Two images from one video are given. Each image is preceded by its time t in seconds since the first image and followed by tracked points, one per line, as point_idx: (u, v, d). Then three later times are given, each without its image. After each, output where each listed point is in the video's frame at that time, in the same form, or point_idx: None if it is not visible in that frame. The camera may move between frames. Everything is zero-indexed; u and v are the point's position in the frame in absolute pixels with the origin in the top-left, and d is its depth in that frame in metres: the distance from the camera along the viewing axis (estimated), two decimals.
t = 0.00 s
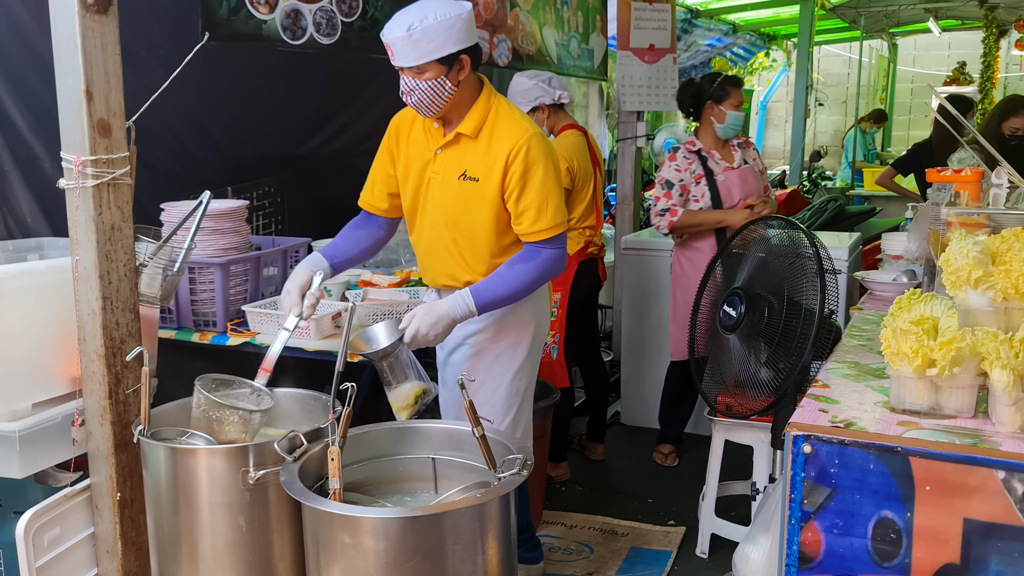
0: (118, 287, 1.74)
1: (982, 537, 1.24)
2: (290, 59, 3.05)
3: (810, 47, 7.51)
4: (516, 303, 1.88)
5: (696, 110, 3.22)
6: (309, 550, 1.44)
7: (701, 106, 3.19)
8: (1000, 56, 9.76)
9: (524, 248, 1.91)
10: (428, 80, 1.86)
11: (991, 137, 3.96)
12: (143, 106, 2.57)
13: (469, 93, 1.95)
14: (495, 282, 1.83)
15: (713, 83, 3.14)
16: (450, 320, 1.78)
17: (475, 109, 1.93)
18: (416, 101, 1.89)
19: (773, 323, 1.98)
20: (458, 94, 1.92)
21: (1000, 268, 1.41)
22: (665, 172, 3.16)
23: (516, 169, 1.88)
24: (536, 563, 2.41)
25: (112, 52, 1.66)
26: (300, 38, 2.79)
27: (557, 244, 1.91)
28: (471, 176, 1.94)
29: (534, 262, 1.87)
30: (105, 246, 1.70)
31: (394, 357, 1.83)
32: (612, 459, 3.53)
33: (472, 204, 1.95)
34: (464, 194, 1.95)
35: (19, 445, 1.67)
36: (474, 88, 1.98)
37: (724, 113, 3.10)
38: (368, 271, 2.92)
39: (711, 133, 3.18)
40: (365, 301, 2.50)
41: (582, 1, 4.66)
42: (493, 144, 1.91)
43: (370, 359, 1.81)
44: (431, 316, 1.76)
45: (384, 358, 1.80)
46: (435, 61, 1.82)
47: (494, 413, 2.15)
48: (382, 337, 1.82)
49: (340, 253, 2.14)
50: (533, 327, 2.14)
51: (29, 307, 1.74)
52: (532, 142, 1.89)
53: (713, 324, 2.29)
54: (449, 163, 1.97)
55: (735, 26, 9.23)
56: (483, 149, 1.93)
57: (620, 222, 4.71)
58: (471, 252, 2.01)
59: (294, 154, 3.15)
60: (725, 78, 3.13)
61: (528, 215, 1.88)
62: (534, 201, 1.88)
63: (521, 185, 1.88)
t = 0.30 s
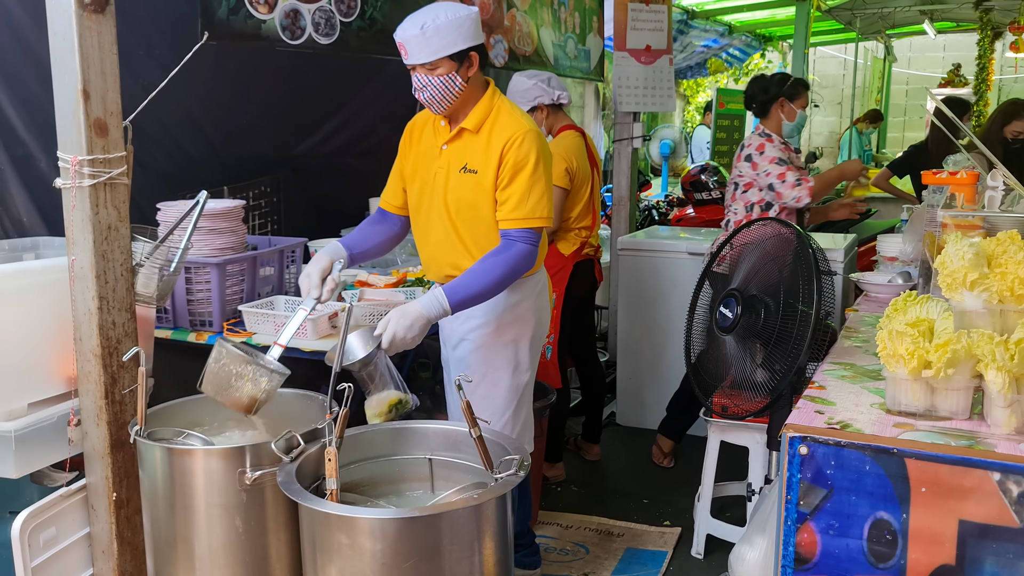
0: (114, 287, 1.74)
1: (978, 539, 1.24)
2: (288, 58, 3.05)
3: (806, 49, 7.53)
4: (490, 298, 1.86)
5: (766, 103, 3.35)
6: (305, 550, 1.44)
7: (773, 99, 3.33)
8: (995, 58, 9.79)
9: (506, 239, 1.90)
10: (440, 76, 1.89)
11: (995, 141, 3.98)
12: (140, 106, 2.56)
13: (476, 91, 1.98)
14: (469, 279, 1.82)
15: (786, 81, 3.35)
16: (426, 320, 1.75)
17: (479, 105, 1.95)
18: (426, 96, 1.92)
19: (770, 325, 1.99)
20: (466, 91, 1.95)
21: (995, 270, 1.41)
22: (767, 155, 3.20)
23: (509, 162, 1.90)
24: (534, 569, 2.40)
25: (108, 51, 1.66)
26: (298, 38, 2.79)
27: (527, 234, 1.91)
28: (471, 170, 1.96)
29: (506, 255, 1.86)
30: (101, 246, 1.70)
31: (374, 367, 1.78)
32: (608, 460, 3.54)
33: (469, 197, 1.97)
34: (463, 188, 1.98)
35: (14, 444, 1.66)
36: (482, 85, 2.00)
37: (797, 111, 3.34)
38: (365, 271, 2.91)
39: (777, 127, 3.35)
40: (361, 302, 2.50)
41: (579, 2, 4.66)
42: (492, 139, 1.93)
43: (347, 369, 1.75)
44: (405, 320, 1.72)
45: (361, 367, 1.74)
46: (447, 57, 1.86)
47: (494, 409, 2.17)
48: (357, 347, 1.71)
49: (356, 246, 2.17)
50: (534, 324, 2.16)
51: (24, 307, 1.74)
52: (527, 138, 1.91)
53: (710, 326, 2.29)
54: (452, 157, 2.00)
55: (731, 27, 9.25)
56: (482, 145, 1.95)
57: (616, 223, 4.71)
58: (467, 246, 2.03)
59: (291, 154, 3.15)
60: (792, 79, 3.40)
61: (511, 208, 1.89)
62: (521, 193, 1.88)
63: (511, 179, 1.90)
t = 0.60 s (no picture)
0: (110, 287, 1.74)
1: (972, 539, 1.25)
2: (285, 58, 3.05)
3: (801, 50, 7.55)
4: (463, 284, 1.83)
5: (798, 105, 3.62)
6: (302, 551, 1.44)
7: (808, 103, 3.59)
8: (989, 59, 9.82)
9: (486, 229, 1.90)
10: (448, 71, 1.94)
11: (991, 142, 3.99)
12: (136, 105, 2.55)
13: (481, 90, 2.02)
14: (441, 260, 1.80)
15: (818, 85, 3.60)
16: (395, 294, 1.72)
17: (479, 102, 1.99)
18: (433, 91, 1.98)
19: (765, 325, 2.00)
20: (472, 89, 2.00)
21: (990, 272, 1.42)
22: (831, 146, 3.37)
23: (498, 157, 1.91)
24: (529, 568, 2.41)
25: (105, 51, 1.66)
26: (294, 37, 2.79)
27: (507, 227, 1.89)
28: (464, 163, 1.99)
29: (481, 243, 1.84)
30: (98, 245, 1.70)
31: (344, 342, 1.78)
32: (603, 460, 3.54)
33: (462, 190, 2.00)
34: (457, 181, 2.01)
35: (10, 444, 1.66)
36: (486, 85, 2.04)
37: (826, 114, 3.67)
38: (360, 271, 2.91)
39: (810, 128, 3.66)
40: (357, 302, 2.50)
41: (575, 2, 4.67)
42: (486, 134, 1.96)
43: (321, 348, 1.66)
44: (374, 291, 1.69)
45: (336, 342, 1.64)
46: (456, 53, 1.90)
47: (484, 407, 2.17)
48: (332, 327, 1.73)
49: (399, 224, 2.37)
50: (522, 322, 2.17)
51: (20, 307, 1.73)
52: (518, 134, 1.93)
53: (704, 326, 2.30)
54: (451, 152, 2.04)
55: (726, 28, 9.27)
56: (477, 140, 1.98)
57: (612, 223, 4.72)
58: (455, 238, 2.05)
59: (287, 153, 3.15)
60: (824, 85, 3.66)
61: (493, 199, 1.89)
62: (504, 186, 1.89)
63: (497, 172, 1.91)
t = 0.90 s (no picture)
0: (106, 286, 1.73)
1: (967, 539, 1.26)
2: (281, 57, 3.04)
3: (796, 51, 7.57)
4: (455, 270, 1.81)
5: (811, 107, 3.61)
6: (299, 550, 1.44)
7: (821, 107, 3.59)
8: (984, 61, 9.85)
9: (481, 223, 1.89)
10: (446, 69, 1.94)
11: (984, 143, 4.01)
12: (132, 104, 2.55)
13: (477, 89, 2.03)
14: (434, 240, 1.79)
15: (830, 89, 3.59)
16: (387, 261, 1.69)
17: (476, 100, 2.00)
18: (431, 89, 1.99)
19: (761, 325, 2.00)
20: (469, 87, 2.00)
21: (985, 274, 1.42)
22: (838, 152, 3.39)
23: (494, 152, 1.92)
24: (525, 567, 2.42)
25: (102, 50, 1.65)
26: (290, 37, 2.78)
27: (503, 221, 1.87)
28: (460, 160, 1.99)
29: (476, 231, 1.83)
30: (94, 244, 1.69)
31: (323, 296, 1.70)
32: (599, 459, 3.55)
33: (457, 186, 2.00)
34: (453, 178, 2.01)
35: (5, 443, 1.66)
36: (483, 84, 2.05)
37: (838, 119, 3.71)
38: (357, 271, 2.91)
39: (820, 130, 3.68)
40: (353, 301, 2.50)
41: (572, 2, 4.67)
42: (483, 131, 1.96)
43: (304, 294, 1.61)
44: (370, 252, 1.66)
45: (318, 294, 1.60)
46: (455, 51, 1.91)
47: (478, 406, 2.17)
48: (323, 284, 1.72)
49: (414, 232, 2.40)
50: (517, 322, 2.17)
51: (15, 306, 1.73)
52: (514, 130, 1.93)
53: (701, 326, 2.30)
54: (448, 150, 2.05)
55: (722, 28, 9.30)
56: (473, 137, 1.99)
57: (607, 223, 4.72)
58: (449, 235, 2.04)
59: (283, 153, 3.14)
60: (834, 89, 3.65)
61: (488, 192, 1.89)
62: (499, 181, 1.88)
63: (493, 166, 1.91)
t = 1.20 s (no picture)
0: (103, 286, 1.73)
1: (963, 540, 1.26)
2: (278, 57, 3.03)
3: (793, 51, 7.58)
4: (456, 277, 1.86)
5: (812, 110, 3.61)
6: (296, 551, 1.44)
7: (822, 110, 3.59)
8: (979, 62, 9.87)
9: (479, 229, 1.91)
10: (440, 69, 1.94)
11: (978, 144, 4.02)
12: (129, 104, 2.54)
13: (472, 89, 2.02)
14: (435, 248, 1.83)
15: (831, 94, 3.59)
16: (386, 267, 1.76)
17: (470, 101, 1.99)
18: (425, 89, 1.98)
19: (758, 325, 2.01)
20: (464, 88, 1.99)
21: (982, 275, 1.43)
22: (828, 154, 3.43)
23: (490, 157, 1.92)
24: (521, 568, 2.42)
25: (99, 49, 1.65)
26: (288, 37, 2.78)
27: (503, 229, 1.91)
28: (455, 163, 2.00)
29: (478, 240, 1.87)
30: (91, 244, 1.69)
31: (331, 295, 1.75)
32: (595, 460, 3.55)
33: (453, 189, 2.00)
34: (448, 180, 2.01)
35: (2, 443, 1.66)
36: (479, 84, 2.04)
37: (839, 121, 3.67)
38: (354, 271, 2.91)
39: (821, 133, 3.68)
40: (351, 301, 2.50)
41: (569, 2, 4.67)
42: (478, 133, 1.96)
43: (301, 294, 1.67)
44: (370, 258, 1.73)
45: (315, 287, 1.66)
46: (450, 51, 1.91)
47: (475, 407, 2.17)
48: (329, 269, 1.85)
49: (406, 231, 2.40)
50: (513, 323, 2.17)
51: (13, 306, 1.72)
52: (509, 134, 1.93)
53: (698, 326, 2.30)
54: (442, 152, 2.05)
55: (718, 28, 9.31)
56: (469, 139, 1.98)
57: (604, 224, 4.72)
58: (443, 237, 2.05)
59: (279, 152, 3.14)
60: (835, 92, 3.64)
61: (486, 198, 1.90)
62: (497, 187, 1.89)
63: (490, 172, 1.91)
